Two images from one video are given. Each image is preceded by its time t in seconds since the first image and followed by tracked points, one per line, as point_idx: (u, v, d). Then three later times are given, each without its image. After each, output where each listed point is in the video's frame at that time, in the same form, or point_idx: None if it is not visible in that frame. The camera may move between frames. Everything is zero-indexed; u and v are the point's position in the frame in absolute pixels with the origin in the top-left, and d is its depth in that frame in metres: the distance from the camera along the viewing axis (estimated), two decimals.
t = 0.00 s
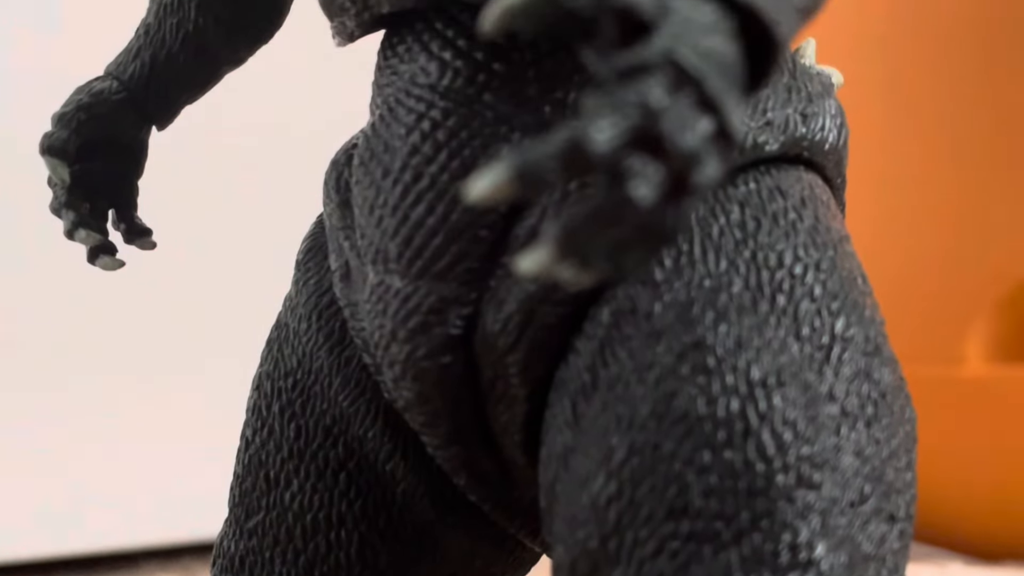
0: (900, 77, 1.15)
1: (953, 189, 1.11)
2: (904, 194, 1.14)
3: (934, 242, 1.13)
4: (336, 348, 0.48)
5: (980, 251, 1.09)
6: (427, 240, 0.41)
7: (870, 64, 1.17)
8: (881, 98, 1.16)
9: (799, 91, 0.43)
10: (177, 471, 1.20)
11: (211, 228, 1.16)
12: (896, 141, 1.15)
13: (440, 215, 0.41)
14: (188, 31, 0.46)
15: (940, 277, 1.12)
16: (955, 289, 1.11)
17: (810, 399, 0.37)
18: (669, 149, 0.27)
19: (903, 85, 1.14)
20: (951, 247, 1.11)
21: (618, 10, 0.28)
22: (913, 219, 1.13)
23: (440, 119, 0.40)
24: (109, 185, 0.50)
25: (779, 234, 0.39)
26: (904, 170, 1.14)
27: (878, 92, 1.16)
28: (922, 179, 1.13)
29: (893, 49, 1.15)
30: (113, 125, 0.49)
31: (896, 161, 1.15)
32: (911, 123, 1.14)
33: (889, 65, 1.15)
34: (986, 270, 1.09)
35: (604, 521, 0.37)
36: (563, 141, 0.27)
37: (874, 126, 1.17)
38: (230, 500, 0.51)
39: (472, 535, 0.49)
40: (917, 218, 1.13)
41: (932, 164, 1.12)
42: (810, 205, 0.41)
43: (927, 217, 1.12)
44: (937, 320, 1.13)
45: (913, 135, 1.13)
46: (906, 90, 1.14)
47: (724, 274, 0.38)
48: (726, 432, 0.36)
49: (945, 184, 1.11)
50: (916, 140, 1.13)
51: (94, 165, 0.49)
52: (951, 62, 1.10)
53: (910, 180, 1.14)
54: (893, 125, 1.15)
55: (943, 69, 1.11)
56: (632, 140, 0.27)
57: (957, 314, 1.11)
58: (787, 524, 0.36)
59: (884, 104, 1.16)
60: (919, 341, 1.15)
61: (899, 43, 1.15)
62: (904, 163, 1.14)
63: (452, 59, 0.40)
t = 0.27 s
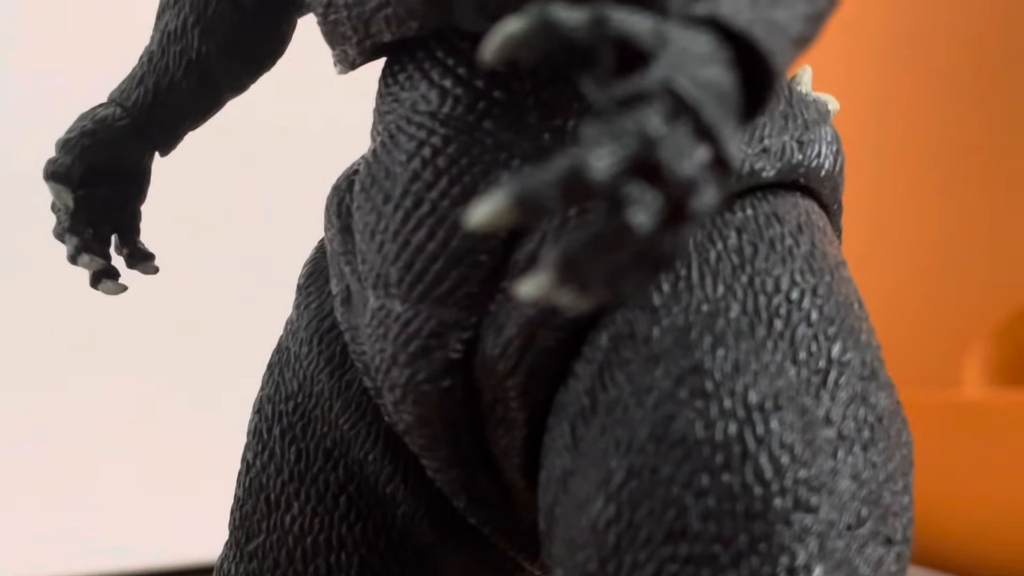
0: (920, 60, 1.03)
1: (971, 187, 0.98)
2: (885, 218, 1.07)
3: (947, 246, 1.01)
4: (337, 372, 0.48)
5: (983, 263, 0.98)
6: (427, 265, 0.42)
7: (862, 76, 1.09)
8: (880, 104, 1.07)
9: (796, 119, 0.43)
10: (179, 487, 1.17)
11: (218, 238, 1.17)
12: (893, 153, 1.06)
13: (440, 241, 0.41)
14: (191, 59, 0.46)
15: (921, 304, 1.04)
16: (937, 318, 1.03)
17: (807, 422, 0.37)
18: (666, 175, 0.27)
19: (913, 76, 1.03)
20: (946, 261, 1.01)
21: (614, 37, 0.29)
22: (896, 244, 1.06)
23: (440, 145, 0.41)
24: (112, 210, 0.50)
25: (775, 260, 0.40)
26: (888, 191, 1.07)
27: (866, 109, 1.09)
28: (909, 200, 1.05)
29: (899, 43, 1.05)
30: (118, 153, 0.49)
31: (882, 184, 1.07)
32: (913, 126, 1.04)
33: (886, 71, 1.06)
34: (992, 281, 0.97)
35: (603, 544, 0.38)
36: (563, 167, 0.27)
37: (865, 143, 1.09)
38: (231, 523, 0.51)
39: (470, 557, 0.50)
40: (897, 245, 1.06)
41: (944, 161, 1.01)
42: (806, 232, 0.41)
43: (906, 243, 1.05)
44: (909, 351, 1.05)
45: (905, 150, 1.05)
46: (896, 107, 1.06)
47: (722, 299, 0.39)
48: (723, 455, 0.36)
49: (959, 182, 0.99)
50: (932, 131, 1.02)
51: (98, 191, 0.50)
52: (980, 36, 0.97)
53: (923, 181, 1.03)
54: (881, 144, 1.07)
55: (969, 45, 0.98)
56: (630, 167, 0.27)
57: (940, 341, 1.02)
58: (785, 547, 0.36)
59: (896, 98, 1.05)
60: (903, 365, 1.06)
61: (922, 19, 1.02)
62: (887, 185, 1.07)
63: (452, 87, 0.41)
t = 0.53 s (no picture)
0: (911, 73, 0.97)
1: (966, 218, 0.95)
2: (875, 235, 1.00)
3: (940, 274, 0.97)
4: (337, 395, 0.49)
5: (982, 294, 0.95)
6: (426, 289, 0.42)
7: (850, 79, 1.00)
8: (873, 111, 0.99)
9: (792, 146, 0.44)
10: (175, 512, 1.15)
11: (190, 179, 0.94)
12: (885, 165, 0.99)
13: (440, 265, 0.42)
14: (193, 85, 0.47)
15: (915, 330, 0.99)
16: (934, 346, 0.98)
17: (804, 446, 0.38)
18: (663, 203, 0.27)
19: (904, 87, 0.97)
20: (942, 289, 0.97)
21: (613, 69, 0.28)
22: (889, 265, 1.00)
23: (439, 172, 0.41)
24: (113, 235, 0.50)
25: (772, 285, 0.40)
26: (879, 208, 1.00)
27: (855, 114, 1.00)
28: (904, 219, 0.98)
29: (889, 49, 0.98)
30: (120, 177, 0.49)
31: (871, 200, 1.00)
32: (905, 140, 0.98)
33: (880, 75, 0.98)
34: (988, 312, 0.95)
35: (602, 566, 0.38)
36: (559, 197, 0.26)
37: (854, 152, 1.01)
38: (231, 547, 0.51)
39: None
40: (887, 265, 1.00)
41: (939, 187, 0.96)
42: (803, 257, 0.42)
43: (899, 265, 0.99)
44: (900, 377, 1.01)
45: (899, 164, 0.98)
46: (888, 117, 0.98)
47: (719, 324, 0.39)
48: (721, 478, 0.37)
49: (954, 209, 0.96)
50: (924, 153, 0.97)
51: (99, 216, 0.49)
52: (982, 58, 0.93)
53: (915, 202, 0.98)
54: (872, 155, 1.00)
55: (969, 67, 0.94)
56: (626, 194, 0.26)
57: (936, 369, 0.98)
58: (782, 570, 0.36)
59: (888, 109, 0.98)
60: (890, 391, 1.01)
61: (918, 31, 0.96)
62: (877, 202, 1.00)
63: (452, 114, 0.41)
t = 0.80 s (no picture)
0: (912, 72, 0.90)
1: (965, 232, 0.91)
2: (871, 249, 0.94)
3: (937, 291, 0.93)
4: (340, 419, 0.49)
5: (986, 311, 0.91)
6: (429, 313, 0.43)
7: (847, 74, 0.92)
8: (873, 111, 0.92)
9: (790, 174, 0.44)
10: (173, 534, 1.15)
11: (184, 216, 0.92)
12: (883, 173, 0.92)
13: (442, 290, 0.42)
14: (201, 114, 0.47)
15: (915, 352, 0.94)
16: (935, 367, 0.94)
17: (802, 469, 0.38)
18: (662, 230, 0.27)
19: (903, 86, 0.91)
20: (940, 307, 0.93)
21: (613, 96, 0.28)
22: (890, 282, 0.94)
23: (443, 199, 0.42)
24: (117, 260, 0.50)
25: (770, 310, 0.41)
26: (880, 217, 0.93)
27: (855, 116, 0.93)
28: (904, 228, 0.93)
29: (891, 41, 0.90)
30: (126, 203, 0.49)
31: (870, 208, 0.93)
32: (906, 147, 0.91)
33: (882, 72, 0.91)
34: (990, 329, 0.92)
35: None
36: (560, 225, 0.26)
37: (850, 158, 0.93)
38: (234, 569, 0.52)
39: None
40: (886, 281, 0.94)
41: (941, 196, 0.91)
42: (800, 283, 0.42)
43: (902, 282, 0.94)
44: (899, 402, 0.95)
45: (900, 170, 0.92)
46: (888, 118, 0.92)
47: (718, 349, 0.39)
48: (720, 501, 0.37)
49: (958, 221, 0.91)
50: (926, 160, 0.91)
51: (106, 242, 0.49)
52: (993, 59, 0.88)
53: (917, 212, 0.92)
54: (872, 159, 0.93)
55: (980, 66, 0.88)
56: (626, 220, 0.27)
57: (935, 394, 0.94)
58: None
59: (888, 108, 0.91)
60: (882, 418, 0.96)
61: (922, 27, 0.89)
62: (874, 211, 0.93)
63: (455, 141, 0.42)
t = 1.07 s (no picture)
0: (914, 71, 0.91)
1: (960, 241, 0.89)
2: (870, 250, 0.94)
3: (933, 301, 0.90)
4: (341, 446, 0.49)
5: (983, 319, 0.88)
6: (430, 342, 0.43)
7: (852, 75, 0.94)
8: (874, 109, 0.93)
9: (786, 205, 0.45)
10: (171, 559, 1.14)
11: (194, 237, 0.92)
12: (884, 173, 0.93)
13: (443, 318, 0.43)
14: (202, 144, 0.48)
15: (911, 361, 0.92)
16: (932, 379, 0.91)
17: (799, 496, 0.39)
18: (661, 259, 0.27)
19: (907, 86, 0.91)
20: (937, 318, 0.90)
21: (612, 131, 0.28)
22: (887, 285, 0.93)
23: (443, 229, 0.42)
24: (122, 289, 0.50)
25: (767, 338, 0.41)
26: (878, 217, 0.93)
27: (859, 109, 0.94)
28: (904, 233, 0.92)
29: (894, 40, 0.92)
30: (130, 234, 0.50)
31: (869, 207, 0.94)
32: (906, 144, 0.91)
33: (885, 71, 0.92)
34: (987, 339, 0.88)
35: None
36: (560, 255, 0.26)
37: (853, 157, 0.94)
38: None
39: None
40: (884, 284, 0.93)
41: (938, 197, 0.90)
42: (797, 311, 0.43)
43: (900, 287, 0.92)
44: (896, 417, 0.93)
45: (899, 169, 0.92)
46: (887, 117, 0.92)
47: (716, 376, 0.40)
48: (719, 527, 0.37)
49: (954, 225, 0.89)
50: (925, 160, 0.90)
51: (111, 271, 0.50)
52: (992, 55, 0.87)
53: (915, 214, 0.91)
54: (871, 159, 0.93)
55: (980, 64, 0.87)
56: (625, 251, 0.27)
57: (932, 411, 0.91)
58: None
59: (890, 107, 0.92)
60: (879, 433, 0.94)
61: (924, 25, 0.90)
62: (873, 211, 0.94)
63: (455, 172, 0.43)
